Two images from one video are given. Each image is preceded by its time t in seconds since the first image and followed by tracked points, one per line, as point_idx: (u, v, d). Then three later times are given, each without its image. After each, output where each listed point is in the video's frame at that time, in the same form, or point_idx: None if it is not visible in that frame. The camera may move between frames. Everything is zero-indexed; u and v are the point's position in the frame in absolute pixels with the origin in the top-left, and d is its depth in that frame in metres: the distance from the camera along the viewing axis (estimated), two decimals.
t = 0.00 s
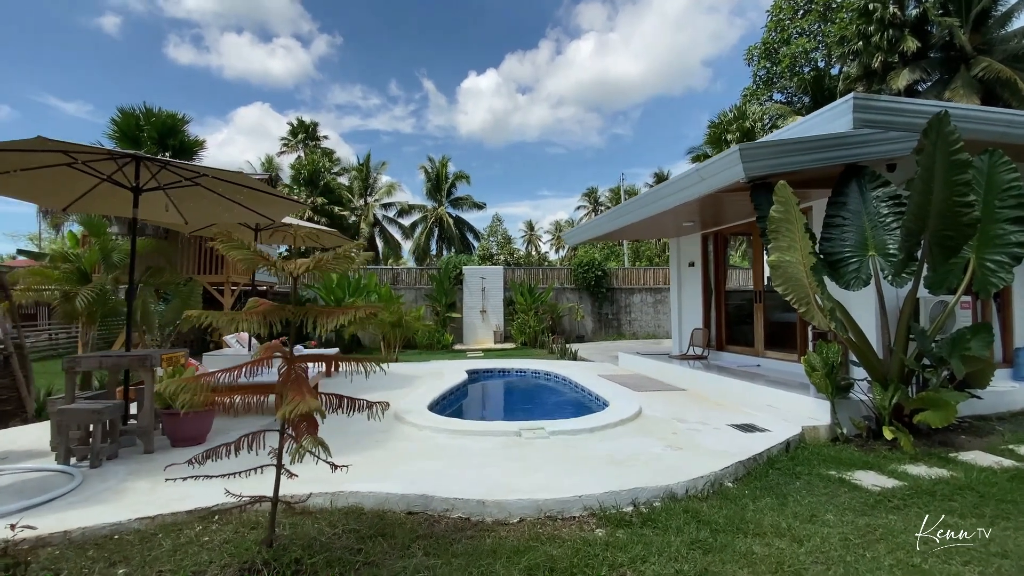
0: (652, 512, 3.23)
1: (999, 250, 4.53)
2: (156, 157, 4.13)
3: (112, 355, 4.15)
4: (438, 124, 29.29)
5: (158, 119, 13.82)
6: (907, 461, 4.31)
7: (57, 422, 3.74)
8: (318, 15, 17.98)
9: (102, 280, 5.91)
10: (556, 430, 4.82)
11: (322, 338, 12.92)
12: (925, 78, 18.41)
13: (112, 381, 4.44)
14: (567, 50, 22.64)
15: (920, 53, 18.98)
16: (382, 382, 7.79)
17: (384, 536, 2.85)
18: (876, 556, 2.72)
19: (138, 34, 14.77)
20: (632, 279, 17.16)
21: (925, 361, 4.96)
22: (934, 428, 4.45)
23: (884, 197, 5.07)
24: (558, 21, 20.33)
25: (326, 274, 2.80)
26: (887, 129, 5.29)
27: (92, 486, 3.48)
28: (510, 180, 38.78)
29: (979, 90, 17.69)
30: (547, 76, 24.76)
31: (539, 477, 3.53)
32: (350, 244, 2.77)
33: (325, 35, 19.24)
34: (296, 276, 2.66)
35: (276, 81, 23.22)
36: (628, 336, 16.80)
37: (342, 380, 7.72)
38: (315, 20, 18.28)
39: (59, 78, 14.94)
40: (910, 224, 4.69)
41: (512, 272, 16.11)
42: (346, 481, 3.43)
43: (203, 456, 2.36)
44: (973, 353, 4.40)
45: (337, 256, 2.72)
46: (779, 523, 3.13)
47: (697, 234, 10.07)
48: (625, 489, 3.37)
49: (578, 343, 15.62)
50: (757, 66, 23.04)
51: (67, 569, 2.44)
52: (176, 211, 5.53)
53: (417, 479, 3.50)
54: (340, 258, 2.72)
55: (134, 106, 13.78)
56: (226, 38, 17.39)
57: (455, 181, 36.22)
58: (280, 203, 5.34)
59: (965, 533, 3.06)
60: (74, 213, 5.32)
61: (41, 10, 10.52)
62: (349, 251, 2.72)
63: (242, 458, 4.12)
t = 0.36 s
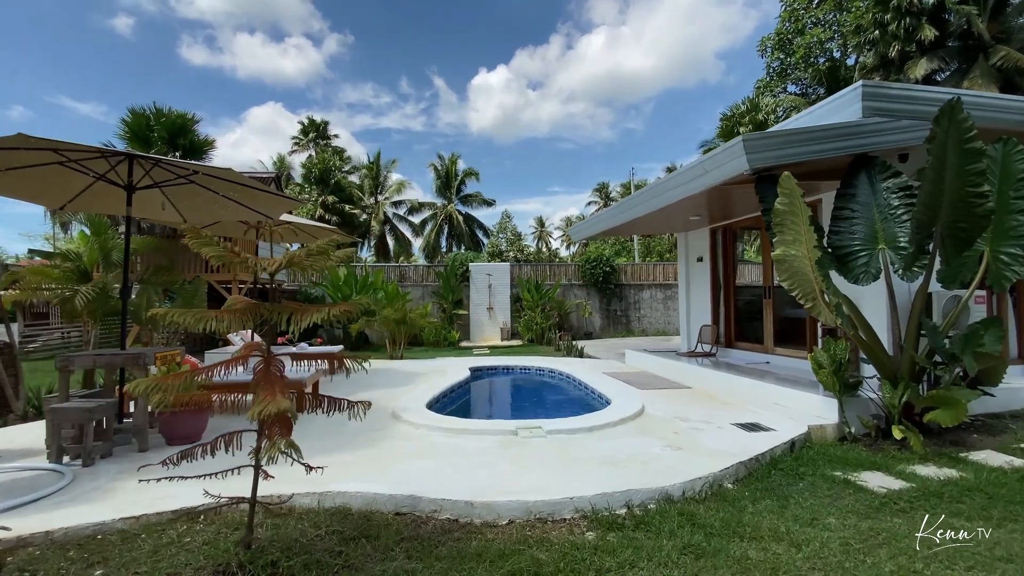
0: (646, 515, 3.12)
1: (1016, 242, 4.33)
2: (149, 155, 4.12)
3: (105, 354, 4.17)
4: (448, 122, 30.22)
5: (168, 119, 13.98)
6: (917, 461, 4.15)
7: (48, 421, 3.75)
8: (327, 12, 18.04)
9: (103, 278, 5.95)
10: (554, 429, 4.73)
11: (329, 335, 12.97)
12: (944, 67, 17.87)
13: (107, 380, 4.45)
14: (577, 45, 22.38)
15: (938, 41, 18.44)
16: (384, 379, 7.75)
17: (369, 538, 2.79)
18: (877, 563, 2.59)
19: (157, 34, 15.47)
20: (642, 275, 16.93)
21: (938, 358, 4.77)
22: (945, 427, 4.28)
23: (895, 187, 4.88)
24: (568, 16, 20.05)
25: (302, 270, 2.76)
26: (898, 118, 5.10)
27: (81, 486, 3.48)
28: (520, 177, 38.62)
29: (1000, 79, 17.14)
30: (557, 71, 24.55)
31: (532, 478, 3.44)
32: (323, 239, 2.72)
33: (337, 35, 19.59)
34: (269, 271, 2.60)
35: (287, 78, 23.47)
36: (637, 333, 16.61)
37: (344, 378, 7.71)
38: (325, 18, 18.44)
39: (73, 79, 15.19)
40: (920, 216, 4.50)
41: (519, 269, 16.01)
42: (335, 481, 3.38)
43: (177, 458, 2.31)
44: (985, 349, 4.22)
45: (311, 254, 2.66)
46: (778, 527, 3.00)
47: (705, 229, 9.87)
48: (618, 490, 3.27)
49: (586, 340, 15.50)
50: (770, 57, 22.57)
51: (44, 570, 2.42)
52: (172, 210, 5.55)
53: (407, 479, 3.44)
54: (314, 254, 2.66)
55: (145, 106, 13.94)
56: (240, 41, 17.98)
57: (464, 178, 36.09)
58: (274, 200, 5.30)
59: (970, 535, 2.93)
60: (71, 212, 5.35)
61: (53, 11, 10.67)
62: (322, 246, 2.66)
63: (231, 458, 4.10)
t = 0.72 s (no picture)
0: (638, 515, 3.03)
1: None
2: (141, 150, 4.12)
3: (99, 349, 4.19)
4: (458, 116, 29.64)
5: (177, 117, 14.17)
6: (925, 461, 4.00)
7: (42, 416, 3.77)
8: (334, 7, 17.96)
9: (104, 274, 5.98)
10: (550, 426, 4.64)
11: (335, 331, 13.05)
12: (962, 55, 17.36)
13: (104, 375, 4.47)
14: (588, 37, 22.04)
15: (955, 30, 17.93)
16: (386, 375, 7.73)
17: (352, 537, 2.74)
18: (876, 568, 2.48)
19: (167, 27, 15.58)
20: (648, 269, 16.68)
21: (949, 354, 4.61)
22: (956, 426, 4.10)
23: (905, 177, 4.70)
24: (578, 8, 19.75)
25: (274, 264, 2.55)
26: (909, 105, 4.90)
27: (71, 482, 3.49)
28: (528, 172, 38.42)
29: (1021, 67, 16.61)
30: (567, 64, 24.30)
31: (522, 477, 3.36)
32: (298, 232, 2.51)
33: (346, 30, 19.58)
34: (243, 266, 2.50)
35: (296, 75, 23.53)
36: (644, 328, 16.43)
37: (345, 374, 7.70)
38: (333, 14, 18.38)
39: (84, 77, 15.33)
40: (930, 207, 4.34)
41: (525, 264, 15.91)
42: (323, 478, 3.34)
43: (151, 455, 2.29)
44: (997, 345, 4.05)
45: (284, 247, 2.45)
46: (775, 530, 2.90)
47: (712, 222, 9.68)
48: (610, 489, 3.17)
49: (592, 336, 15.38)
50: (783, 48, 22.08)
51: (23, 568, 2.42)
52: (169, 205, 5.55)
53: (396, 476, 3.38)
54: (288, 247, 2.46)
55: (154, 104, 14.06)
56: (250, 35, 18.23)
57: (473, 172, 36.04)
58: (269, 193, 5.27)
59: (976, 539, 2.80)
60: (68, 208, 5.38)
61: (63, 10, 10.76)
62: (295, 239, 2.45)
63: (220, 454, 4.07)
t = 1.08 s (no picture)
0: (626, 516, 2.90)
1: None
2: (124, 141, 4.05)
3: (84, 343, 4.12)
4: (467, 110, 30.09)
5: (183, 112, 14.25)
6: (934, 462, 3.82)
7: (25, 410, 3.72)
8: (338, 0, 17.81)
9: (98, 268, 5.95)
10: (543, 422, 4.50)
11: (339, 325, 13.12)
12: (982, 42, 16.76)
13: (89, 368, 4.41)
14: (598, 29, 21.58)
15: (974, 16, 17.32)
16: (383, 370, 7.64)
17: (325, 538, 2.65)
18: None
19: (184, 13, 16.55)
20: (654, 263, 16.47)
21: (961, 349, 4.39)
22: (968, 425, 3.91)
23: (916, 163, 4.47)
24: None
25: (236, 254, 2.41)
26: (921, 87, 4.65)
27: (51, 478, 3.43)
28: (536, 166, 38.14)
29: None
30: (577, 57, 23.96)
31: (506, 476, 3.24)
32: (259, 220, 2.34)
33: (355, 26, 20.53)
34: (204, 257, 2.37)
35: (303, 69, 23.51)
36: (650, 323, 16.23)
37: (342, 368, 7.63)
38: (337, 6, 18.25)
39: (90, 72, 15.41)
40: (941, 194, 4.12)
41: (530, 258, 15.79)
42: (304, 475, 3.26)
43: (109, 451, 2.19)
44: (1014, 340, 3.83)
45: (243, 235, 2.29)
46: (770, 533, 2.75)
47: (718, 213, 9.45)
48: (597, 489, 3.04)
49: (597, 330, 15.22)
50: (796, 36, 21.49)
51: None
52: (160, 198, 5.48)
53: (377, 473, 3.29)
54: (246, 235, 2.30)
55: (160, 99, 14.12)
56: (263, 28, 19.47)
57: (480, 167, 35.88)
58: (258, 184, 5.17)
59: (981, 544, 2.65)
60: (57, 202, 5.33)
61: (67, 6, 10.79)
62: (253, 227, 2.29)
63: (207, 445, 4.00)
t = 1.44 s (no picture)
0: (611, 522, 2.81)
1: None
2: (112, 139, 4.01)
3: (73, 342, 4.08)
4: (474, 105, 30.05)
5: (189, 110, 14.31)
6: (938, 466, 3.67)
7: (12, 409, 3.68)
8: None
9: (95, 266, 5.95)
10: (534, 422, 4.42)
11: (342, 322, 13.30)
12: (1000, 32, 16.21)
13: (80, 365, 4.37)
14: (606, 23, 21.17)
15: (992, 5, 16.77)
16: (381, 368, 7.60)
17: (300, 543, 2.59)
18: None
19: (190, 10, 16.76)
20: (659, 259, 16.29)
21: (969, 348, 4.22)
22: (975, 428, 3.75)
23: (923, 155, 4.30)
24: None
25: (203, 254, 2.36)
26: (930, 76, 4.47)
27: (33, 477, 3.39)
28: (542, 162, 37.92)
29: None
30: (585, 51, 23.67)
31: (490, 479, 3.17)
32: (219, 217, 2.28)
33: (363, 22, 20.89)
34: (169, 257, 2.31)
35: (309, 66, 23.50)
36: (655, 319, 16.07)
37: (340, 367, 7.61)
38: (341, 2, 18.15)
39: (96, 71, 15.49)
40: (948, 188, 3.95)
41: (533, 254, 15.70)
42: (285, 477, 3.20)
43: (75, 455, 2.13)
44: None
45: (207, 235, 2.24)
46: (761, 542, 2.65)
47: (722, 208, 9.28)
48: (582, 494, 2.95)
49: (601, 327, 15.10)
50: (807, 28, 20.90)
51: None
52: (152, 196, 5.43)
53: (359, 476, 3.22)
54: (207, 234, 2.23)
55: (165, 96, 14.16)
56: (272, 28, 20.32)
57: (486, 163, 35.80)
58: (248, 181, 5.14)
59: (982, 548, 2.59)
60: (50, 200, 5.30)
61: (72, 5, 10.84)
62: (214, 224, 2.23)
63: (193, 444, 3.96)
